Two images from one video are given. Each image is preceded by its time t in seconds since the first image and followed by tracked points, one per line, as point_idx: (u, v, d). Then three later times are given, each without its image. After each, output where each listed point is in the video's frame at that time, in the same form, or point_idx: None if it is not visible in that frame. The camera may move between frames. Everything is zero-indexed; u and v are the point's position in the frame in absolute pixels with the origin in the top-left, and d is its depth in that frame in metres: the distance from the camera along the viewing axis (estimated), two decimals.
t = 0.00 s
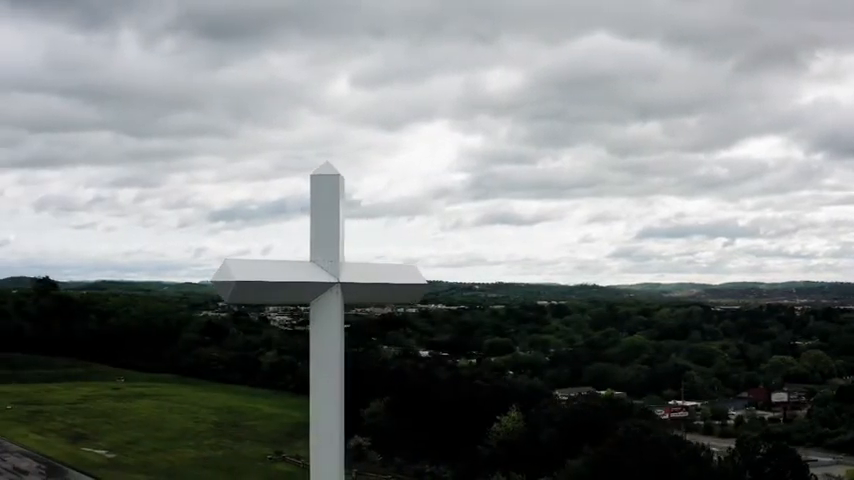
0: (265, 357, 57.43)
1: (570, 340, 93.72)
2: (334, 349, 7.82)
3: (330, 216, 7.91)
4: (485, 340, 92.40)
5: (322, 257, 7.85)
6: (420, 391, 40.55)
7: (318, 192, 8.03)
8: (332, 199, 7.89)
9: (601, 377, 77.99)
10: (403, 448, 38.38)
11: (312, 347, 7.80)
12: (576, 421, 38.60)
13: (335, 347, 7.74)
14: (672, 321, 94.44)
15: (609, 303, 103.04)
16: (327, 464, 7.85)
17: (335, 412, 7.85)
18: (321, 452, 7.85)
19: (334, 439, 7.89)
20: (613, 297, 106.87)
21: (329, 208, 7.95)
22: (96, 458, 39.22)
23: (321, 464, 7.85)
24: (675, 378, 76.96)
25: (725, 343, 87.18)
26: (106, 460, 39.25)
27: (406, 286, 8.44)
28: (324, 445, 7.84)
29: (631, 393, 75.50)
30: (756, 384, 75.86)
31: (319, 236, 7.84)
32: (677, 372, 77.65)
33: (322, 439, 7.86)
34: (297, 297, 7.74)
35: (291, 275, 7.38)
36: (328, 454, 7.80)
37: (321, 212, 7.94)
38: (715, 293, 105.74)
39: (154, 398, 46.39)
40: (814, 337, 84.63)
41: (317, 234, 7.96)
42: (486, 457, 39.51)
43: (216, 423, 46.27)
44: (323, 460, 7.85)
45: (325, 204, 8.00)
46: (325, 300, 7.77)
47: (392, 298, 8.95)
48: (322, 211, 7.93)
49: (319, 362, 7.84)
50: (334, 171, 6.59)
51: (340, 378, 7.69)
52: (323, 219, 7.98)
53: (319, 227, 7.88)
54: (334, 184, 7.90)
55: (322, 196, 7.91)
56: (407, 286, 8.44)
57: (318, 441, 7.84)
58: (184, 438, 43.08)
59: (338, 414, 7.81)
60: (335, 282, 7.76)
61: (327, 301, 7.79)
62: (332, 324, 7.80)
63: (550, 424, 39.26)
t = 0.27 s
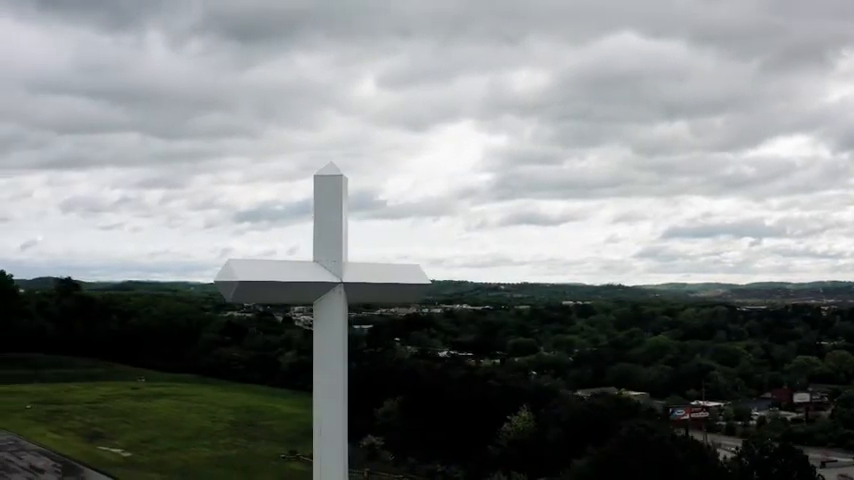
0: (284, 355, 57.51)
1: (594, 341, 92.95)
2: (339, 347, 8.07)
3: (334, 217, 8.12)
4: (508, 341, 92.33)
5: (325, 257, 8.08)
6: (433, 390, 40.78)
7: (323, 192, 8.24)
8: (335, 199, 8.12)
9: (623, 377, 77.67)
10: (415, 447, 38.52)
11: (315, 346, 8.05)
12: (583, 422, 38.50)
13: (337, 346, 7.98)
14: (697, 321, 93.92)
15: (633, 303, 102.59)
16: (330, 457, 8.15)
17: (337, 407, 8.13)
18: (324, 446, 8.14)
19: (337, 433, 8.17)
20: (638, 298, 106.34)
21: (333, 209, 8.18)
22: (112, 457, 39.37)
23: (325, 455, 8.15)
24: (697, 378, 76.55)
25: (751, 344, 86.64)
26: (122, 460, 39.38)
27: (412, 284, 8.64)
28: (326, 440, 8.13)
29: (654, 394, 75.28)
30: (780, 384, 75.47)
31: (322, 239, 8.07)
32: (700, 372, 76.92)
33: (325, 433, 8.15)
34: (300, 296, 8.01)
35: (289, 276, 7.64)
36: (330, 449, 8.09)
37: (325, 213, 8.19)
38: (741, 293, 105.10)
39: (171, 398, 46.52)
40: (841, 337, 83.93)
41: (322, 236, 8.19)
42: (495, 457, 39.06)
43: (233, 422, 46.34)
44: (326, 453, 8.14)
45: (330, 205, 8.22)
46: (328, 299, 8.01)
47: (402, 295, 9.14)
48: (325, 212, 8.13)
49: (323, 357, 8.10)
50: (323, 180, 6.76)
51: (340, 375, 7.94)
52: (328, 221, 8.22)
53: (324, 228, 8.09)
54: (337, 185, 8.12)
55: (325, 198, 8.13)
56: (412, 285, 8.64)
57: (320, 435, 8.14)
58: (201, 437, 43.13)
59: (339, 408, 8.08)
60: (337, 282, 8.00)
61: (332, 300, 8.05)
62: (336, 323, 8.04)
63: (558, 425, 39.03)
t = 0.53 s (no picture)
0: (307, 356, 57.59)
1: (623, 342, 91.41)
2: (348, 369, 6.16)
3: (337, 206, 6.02)
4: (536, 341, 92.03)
5: (327, 254, 6.05)
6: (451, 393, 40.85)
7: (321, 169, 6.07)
8: (336, 186, 6.04)
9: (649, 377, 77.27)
10: (429, 443, 39.01)
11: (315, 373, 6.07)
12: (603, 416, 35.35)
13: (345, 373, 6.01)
14: (727, 321, 93.18)
15: (663, 304, 102.08)
16: None
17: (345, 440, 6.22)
18: None
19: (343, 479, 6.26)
20: (668, 298, 105.80)
21: (334, 196, 6.13)
22: (129, 454, 39.58)
23: None
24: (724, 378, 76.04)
25: (780, 343, 85.26)
26: (139, 457, 39.57)
27: (426, 286, 6.62)
28: None
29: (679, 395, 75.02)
30: (807, 385, 74.90)
31: (325, 241, 6.01)
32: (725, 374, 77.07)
33: None
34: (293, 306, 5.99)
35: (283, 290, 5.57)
36: None
37: (326, 204, 6.12)
38: (772, 293, 104.28)
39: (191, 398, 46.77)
40: None
41: (325, 229, 6.17)
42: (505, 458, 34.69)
43: (253, 421, 46.53)
44: None
45: (329, 189, 6.07)
46: (330, 304, 6.02)
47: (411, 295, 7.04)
48: (326, 201, 6.03)
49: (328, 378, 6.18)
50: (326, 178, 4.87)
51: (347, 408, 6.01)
52: (330, 209, 6.14)
53: (330, 222, 5.98)
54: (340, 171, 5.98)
55: (327, 188, 5.98)
56: (427, 286, 6.62)
57: None
58: (219, 435, 43.26)
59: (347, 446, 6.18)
60: (344, 282, 6.01)
61: (333, 310, 6.09)
62: (342, 340, 6.06)
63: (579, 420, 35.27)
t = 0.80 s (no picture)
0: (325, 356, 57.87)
1: (646, 341, 91.30)
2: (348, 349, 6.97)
3: (339, 207, 6.81)
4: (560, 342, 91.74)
5: (329, 256, 6.87)
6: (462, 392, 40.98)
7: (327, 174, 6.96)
8: (340, 193, 6.88)
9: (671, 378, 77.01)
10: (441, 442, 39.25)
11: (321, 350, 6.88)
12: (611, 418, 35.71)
13: (345, 350, 6.81)
14: (751, 321, 92.79)
15: (687, 304, 101.80)
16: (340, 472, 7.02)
17: (348, 414, 7.00)
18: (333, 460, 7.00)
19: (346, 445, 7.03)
20: (693, 298, 105.47)
21: (339, 203, 6.96)
22: (144, 453, 39.91)
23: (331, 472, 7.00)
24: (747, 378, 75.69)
25: (804, 343, 84.92)
26: (153, 455, 39.89)
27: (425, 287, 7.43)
28: (337, 451, 6.99)
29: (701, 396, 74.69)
30: (831, 385, 74.56)
31: (329, 238, 6.83)
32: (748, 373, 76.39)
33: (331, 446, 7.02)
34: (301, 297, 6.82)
35: (291, 279, 6.38)
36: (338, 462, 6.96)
37: (332, 209, 6.96)
38: (798, 292, 103.78)
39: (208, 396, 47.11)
40: None
41: (329, 230, 7.01)
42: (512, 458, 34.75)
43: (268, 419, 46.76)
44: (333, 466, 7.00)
45: (334, 194, 6.93)
46: (333, 301, 6.85)
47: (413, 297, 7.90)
48: (330, 204, 6.85)
49: (332, 357, 6.96)
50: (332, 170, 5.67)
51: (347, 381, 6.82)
52: (333, 211, 6.99)
53: (334, 221, 6.81)
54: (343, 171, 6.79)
55: (329, 191, 6.80)
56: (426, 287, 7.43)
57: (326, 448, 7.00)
58: (234, 434, 43.55)
59: (349, 420, 6.94)
60: (346, 281, 6.83)
61: (338, 300, 6.93)
62: (344, 325, 6.89)
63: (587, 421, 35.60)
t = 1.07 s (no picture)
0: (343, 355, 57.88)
1: (669, 340, 90.87)
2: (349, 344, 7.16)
3: (341, 208, 6.97)
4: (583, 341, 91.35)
5: (331, 255, 7.06)
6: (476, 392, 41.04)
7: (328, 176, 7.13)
8: (342, 193, 7.04)
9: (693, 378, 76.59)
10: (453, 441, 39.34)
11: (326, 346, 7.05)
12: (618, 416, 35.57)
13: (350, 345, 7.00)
14: (775, 320, 92.19)
15: (711, 303, 101.34)
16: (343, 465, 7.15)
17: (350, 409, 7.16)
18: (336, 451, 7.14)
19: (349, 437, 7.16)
20: (717, 297, 104.97)
21: (340, 202, 7.12)
22: (158, 451, 40.14)
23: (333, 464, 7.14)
24: (770, 377, 75.14)
25: (827, 343, 84.36)
26: (167, 453, 40.10)
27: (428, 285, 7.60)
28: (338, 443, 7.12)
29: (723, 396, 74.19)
30: None
31: (332, 239, 6.98)
32: (771, 372, 75.83)
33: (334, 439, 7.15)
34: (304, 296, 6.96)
35: (298, 277, 6.54)
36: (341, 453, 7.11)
37: (333, 211, 7.13)
38: (823, 291, 103.11)
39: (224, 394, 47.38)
40: None
41: (330, 229, 7.18)
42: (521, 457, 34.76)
43: (284, 417, 46.90)
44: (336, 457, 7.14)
45: (335, 195, 7.11)
46: (336, 300, 7.05)
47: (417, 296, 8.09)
48: (332, 205, 7.01)
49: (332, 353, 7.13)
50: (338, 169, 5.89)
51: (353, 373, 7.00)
52: (335, 211, 7.15)
53: (336, 222, 6.98)
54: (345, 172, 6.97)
55: (332, 192, 6.96)
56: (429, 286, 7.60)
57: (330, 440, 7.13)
58: (249, 431, 43.71)
59: (351, 414, 7.11)
60: (346, 280, 7.03)
61: (340, 299, 7.11)
62: (347, 321, 7.07)
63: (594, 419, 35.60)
